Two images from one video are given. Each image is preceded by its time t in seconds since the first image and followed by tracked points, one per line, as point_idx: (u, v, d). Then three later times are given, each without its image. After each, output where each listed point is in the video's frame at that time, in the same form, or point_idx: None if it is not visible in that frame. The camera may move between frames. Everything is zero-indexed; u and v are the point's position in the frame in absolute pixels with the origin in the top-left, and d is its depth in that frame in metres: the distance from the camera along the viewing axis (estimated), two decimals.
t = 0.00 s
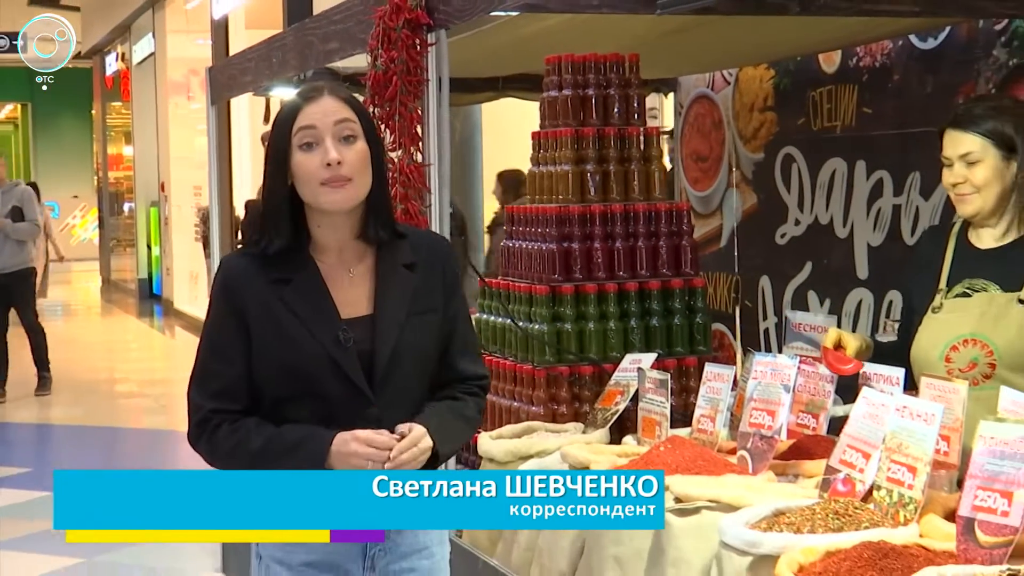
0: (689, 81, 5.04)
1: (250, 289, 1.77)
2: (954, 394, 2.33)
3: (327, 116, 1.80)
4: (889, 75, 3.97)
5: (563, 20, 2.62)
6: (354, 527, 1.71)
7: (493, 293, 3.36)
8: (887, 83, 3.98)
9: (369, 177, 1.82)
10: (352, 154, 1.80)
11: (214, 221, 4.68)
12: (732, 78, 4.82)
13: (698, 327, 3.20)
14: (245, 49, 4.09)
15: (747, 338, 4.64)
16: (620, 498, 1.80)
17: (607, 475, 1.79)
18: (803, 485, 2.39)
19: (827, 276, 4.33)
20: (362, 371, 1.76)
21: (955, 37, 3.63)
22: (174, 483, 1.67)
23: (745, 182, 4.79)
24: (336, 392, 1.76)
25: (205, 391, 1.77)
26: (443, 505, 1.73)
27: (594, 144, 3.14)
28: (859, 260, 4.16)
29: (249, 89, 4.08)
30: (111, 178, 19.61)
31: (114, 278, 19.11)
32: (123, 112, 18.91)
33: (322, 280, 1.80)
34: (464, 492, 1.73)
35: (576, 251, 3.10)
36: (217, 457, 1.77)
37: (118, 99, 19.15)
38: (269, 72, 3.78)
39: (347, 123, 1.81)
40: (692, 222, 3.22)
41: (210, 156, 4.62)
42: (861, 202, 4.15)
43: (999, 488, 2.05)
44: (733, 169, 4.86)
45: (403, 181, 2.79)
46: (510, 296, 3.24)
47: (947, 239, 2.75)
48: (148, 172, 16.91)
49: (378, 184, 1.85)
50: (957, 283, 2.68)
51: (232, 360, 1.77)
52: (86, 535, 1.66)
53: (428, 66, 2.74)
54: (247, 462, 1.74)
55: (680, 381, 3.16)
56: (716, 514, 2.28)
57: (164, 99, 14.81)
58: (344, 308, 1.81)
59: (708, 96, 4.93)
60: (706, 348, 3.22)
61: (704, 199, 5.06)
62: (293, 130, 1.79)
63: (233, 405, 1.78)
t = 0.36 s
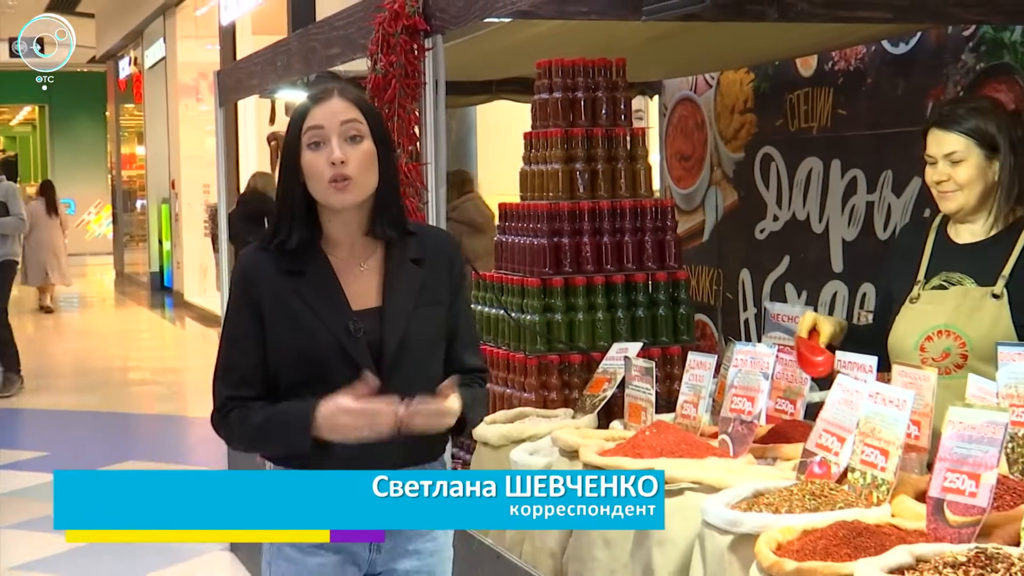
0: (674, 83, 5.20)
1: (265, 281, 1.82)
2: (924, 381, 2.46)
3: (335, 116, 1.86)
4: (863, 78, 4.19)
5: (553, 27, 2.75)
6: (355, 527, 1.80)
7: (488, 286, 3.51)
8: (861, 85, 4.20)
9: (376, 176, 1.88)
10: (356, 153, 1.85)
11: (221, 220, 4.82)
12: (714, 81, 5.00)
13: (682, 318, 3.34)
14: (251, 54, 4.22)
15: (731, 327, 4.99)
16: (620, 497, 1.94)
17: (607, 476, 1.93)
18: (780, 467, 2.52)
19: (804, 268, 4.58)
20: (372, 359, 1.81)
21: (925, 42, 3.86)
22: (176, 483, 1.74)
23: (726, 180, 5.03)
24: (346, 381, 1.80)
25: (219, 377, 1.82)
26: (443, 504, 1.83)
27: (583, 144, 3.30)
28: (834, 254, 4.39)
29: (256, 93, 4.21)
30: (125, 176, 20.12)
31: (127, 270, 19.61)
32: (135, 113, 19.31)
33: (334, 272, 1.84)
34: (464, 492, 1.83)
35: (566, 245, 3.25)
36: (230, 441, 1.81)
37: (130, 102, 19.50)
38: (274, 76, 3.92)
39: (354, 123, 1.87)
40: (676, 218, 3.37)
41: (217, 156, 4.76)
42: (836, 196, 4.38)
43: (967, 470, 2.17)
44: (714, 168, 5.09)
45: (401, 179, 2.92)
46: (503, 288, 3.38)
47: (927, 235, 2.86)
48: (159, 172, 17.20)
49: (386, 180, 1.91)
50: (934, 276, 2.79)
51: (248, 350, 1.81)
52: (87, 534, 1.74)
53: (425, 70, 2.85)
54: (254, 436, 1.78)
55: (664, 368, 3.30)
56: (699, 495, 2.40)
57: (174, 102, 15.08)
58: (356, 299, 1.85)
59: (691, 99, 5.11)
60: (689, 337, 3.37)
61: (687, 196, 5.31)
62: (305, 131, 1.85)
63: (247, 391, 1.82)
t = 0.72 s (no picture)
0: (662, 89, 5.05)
1: (280, 278, 1.94)
2: (899, 371, 2.56)
3: (344, 125, 1.96)
4: (841, 83, 4.32)
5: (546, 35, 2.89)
6: (354, 527, 1.88)
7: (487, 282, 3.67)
8: (839, 91, 4.33)
9: (383, 183, 1.97)
10: (364, 162, 1.94)
11: (231, 221, 4.97)
12: (700, 87, 5.13)
13: (669, 312, 3.49)
14: (260, 60, 4.37)
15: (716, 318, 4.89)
16: (620, 498, 2.01)
17: (606, 477, 1.99)
18: (763, 453, 2.64)
19: (784, 265, 4.71)
20: (377, 355, 1.90)
21: (900, 50, 3.98)
22: (169, 484, 1.84)
23: (711, 180, 5.20)
24: (353, 375, 1.90)
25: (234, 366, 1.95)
26: (443, 504, 1.90)
27: (576, 146, 3.43)
28: (815, 250, 4.53)
29: (264, 97, 4.36)
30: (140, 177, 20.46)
31: (141, 267, 19.92)
32: (149, 117, 19.61)
33: (344, 269, 1.94)
34: (464, 492, 1.90)
35: (559, 243, 3.40)
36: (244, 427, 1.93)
37: (144, 106, 19.82)
38: (281, 82, 4.06)
39: (363, 132, 1.97)
40: (664, 216, 3.52)
41: (228, 159, 4.90)
42: (816, 197, 4.52)
43: (940, 455, 2.25)
44: (700, 169, 5.25)
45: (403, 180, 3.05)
46: (499, 284, 3.55)
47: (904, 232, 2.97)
48: (169, 176, 17.44)
49: (395, 183, 2.00)
50: (913, 272, 2.87)
51: (264, 342, 1.94)
52: (87, 534, 1.84)
53: (425, 75, 2.98)
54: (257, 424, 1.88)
55: (653, 359, 3.43)
56: (685, 480, 2.51)
57: (185, 106, 15.30)
58: (365, 295, 1.94)
59: (678, 103, 5.19)
60: (676, 330, 3.51)
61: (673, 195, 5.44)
62: (316, 137, 1.96)
63: (258, 380, 1.94)
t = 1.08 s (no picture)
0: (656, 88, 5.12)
1: (287, 273, 1.98)
2: (891, 366, 2.59)
3: (355, 128, 1.97)
4: (834, 83, 4.37)
5: (544, 36, 2.94)
6: (354, 527, 1.88)
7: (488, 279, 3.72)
8: (833, 90, 4.38)
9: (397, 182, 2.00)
10: (379, 163, 1.97)
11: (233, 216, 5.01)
12: (695, 86, 5.11)
13: (665, 308, 3.53)
14: (262, 59, 4.41)
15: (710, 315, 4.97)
16: (620, 498, 2.02)
17: (606, 477, 2.00)
18: (758, 447, 2.67)
19: (778, 261, 4.76)
20: (383, 353, 1.93)
21: (893, 50, 4.03)
22: (170, 484, 1.83)
23: (707, 178, 5.23)
24: (359, 373, 1.93)
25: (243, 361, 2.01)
26: (444, 504, 1.90)
27: (573, 144, 3.48)
28: (808, 248, 4.57)
29: (266, 97, 4.40)
30: (144, 177, 20.56)
31: (145, 265, 20.01)
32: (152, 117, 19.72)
33: (351, 268, 1.97)
34: (464, 492, 1.90)
35: (557, 240, 3.46)
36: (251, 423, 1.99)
37: (148, 106, 19.96)
38: (283, 82, 4.11)
39: (374, 133, 1.98)
40: (661, 214, 3.59)
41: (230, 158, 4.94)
42: (809, 194, 4.56)
43: (932, 449, 2.27)
44: (696, 167, 5.27)
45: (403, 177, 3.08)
46: (499, 280, 3.60)
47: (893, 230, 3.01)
48: (172, 176, 17.53)
49: (405, 182, 2.02)
50: (902, 270, 2.94)
51: (271, 337, 1.99)
52: (87, 534, 1.83)
53: (425, 75, 3.02)
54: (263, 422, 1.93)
55: (649, 354, 3.48)
56: (681, 473, 2.53)
57: (189, 106, 15.38)
58: (371, 293, 1.97)
59: (673, 103, 5.16)
60: (672, 326, 3.55)
61: (669, 193, 5.42)
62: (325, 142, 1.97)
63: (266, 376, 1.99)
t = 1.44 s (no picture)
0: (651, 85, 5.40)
1: (281, 268, 1.97)
2: (885, 362, 2.61)
3: (358, 117, 1.98)
4: (828, 81, 4.38)
5: (540, 33, 2.95)
6: (354, 527, 1.86)
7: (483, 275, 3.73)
8: (827, 87, 4.39)
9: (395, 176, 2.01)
10: (379, 152, 1.98)
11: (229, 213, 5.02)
12: (690, 84, 5.20)
13: (660, 304, 3.55)
14: (259, 57, 4.42)
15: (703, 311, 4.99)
16: (619, 498, 1.97)
17: (606, 477, 1.94)
18: (752, 442, 2.69)
19: (772, 258, 4.77)
20: (380, 347, 1.95)
21: (887, 47, 4.05)
22: (174, 484, 1.77)
23: (701, 175, 5.23)
24: (359, 368, 1.95)
25: (241, 365, 1.98)
26: (443, 505, 1.86)
27: (568, 141, 3.50)
28: (803, 245, 4.58)
29: (263, 94, 4.41)
30: (140, 174, 20.58)
31: (142, 262, 20.04)
32: (150, 114, 19.76)
33: (346, 264, 1.98)
34: (464, 492, 1.85)
35: (552, 237, 3.47)
36: (252, 425, 1.98)
37: (146, 103, 19.99)
38: (280, 79, 4.12)
39: (375, 124, 2.00)
40: (656, 211, 3.58)
41: (226, 154, 4.95)
42: (803, 190, 4.57)
43: (925, 445, 2.28)
44: (690, 164, 5.29)
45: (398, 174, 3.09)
46: (495, 276, 3.61)
47: (885, 227, 3.03)
48: (170, 174, 17.55)
49: (400, 177, 2.04)
50: (894, 266, 2.96)
51: (267, 333, 1.97)
52: (87, 535, 1.78)
53: (421, 73, 3.02)
54: (278, 423, 1.94)
55: (644, 350, 3.51)
56: (676, 468, 2.54)
57: (186, 104, 15.40)
58: (367, 289, 1.99)
59: (669, 99, 5.32)
60: (667, 322, 3.57)
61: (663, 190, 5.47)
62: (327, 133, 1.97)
63: (268, 378, 1.98)
